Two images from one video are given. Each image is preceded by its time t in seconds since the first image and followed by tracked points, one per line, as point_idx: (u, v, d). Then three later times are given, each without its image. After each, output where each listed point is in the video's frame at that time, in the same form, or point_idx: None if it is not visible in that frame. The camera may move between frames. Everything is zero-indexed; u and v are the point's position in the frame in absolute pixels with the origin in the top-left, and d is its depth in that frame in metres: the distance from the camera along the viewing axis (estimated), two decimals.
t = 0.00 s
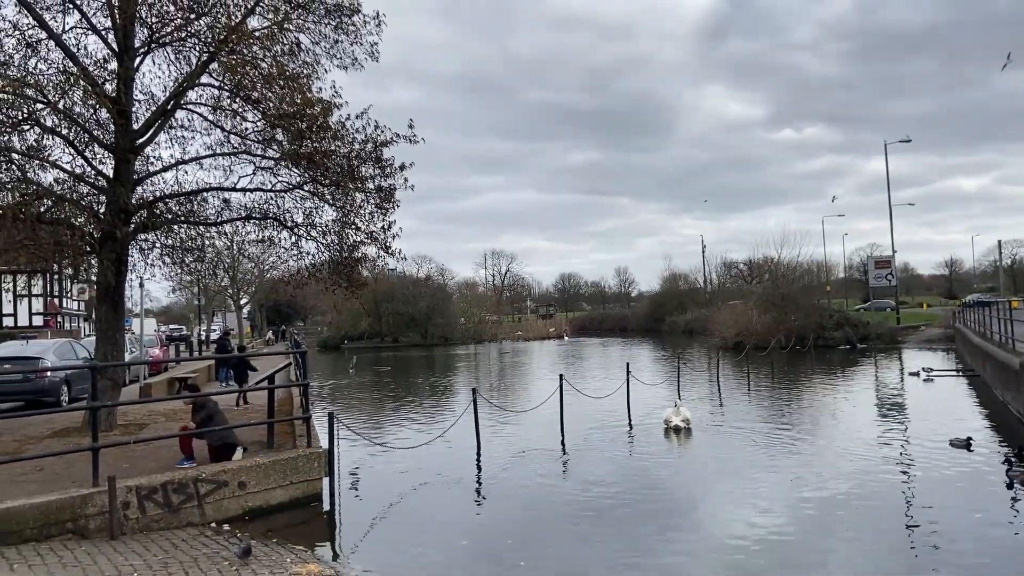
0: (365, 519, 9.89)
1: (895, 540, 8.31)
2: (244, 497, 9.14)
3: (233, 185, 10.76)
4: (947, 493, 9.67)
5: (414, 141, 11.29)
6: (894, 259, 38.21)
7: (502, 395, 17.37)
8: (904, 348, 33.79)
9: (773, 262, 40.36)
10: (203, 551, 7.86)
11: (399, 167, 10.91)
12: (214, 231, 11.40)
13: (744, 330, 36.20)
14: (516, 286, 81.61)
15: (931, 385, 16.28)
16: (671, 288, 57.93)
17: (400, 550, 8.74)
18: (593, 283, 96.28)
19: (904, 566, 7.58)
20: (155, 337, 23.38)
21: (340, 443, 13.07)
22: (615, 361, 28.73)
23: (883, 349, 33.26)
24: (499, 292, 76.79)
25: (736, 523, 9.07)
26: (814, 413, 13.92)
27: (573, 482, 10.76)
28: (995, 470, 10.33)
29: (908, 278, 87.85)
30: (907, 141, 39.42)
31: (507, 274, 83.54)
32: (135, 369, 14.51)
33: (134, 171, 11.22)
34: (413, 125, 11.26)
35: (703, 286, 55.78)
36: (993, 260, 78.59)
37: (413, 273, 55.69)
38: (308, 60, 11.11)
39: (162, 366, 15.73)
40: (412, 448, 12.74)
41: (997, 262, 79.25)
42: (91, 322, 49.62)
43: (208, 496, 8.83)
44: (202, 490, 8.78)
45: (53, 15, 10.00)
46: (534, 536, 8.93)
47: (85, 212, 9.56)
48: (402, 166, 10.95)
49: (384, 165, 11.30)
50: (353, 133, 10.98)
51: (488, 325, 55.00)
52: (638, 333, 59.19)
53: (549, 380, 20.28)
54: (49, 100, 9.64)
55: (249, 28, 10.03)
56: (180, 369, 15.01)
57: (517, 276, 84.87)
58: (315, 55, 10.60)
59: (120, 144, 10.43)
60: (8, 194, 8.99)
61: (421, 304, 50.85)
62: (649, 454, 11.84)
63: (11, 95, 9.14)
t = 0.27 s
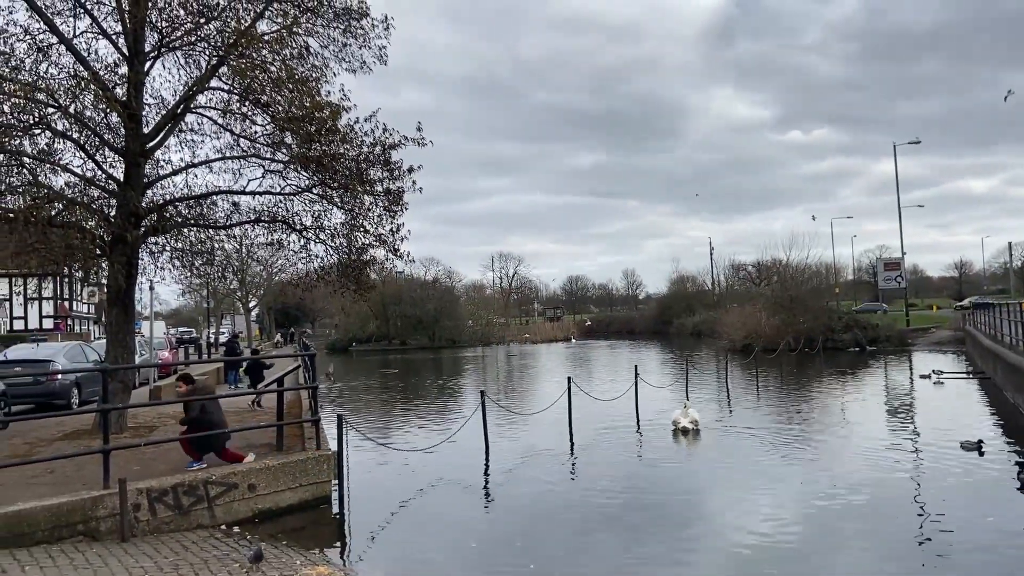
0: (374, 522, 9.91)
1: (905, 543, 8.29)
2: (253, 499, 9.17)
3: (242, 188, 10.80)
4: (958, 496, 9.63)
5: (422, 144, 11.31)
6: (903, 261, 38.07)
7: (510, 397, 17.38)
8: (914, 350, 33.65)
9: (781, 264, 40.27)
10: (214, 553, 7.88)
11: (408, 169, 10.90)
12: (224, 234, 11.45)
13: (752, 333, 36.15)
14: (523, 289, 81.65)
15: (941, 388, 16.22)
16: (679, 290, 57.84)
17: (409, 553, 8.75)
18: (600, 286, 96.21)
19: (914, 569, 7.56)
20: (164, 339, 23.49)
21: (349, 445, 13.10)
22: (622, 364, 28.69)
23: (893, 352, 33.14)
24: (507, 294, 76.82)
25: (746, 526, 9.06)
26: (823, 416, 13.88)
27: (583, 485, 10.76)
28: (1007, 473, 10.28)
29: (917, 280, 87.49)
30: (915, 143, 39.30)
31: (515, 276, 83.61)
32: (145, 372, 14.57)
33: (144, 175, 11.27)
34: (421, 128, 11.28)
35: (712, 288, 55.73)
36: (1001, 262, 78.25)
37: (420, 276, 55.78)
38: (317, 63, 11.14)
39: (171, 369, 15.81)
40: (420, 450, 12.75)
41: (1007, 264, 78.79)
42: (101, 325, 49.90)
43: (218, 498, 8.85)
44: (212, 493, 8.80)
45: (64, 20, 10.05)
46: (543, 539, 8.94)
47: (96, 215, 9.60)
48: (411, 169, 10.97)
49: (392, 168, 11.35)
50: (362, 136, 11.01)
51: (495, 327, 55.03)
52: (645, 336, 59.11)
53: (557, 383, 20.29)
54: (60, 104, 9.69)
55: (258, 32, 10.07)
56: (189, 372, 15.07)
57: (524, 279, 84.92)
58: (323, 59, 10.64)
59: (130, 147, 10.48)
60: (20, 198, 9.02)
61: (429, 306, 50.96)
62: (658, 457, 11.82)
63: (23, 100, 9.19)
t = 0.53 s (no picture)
0: (384, 525, 9.92)
1: (917, 546, 8.25)
2: (265, 502, 9.19)
3: (253, 192, 10.85)
4: (971, 498, 9.57)
5: (432, 147, 11.33)
6: (914, 263, 37.88)
7: (520, 399, 17.38)
8: (926, 352, 33.46)
9: (791, 266, 40.14)
10: (225, 555, 7.91)
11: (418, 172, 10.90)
12: (235, 237, 11.50)
13: (762, 335, 36.05)
14: (532, 291, 81.65)
15: (953, 390, 16.12)
16: (688, 292, 57.73)
17: (419, 555, 8.76)
18: (609, 288, 96.08)
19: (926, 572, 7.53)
20: (176, 342, 23.62)
21: (359, 448, 13.13)
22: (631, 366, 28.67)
23: (904, 354, 32.95)
24: (516, 297, 76.85)
25: (757, 528, 9.04)
26: (834, 418, 13.82)
27: (592, 487, 10.76)
28: (1020, 476, 10.21)
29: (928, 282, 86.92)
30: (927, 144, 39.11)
31: (523, 279, 83.63)
32: (156, 375, 14.65)
33: (156, 179, 11.33)
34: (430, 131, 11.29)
35: (721, 290, 55.59)
36: (1013, 262, 77.69)
37: (429, 278, 55.88)
38: (327, 67, 11.19)
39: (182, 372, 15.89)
40: (430, 453, 12.77)
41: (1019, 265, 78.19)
42: (113, 328, 50.24)
43: (229, 500, 8.88)
44: (224, 495, 8.83)
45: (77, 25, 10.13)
46: (553, 541, 8.94)
47: (107, 219, 9.67)
48: (420, 172, 10.99)
49: (402, 171, 11.37)
50: (371, 140, 11.03)
51: (504, 330, 55.04)
52: (655, 338, 58.99)
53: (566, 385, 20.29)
54: (72, 108, 9.76)
55: (269, 37, 10.12)
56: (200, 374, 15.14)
57: (533, 281, 84.91)
58: (333, 63, 10.68)
59: (142, 151, 10.54)
60: (33, 202, 9.09)
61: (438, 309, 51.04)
62: (668, 460, 11.80)
63: (36, 104, 9.26)
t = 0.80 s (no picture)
0: (396, 527, 9.93)
1: (931, 548, 8.20)
2: (277, 505, 9.22)
3: (264, 196, 10.90)
4: (985, 501, 9.51)
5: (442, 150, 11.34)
6: (927, 264, 37.64)
7: (530, 402, 17.38)
8: (940, 354, 33.22)
9: (803, 268, 39.99)
10: (238, 558, 7.93)
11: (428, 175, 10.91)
12: (246, 240, 11.55)
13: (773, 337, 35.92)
14: (542, 294, 81.64)
15: (967, 392, 16.01)
16: (699, 294, 57.57)
17: (431, 558, 8.77)
18: (619, 290, 95.92)
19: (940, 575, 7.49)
20: (188, 346, 23.72)
21: (371, 450, 13.16)
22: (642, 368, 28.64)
23: (918, 356, 32.74)
24: (526, 299, 76.85)
25: (769, 531, 9.02)
26: (847, 420, 13.76)
27: (604, 490, 10.75)
28: None
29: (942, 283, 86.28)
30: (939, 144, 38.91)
31: (533, 281, 83.60)
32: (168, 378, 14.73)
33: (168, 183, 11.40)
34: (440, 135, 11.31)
35: (732, 292, 55.40)
36: None
37: (439, 281, 55.97)
38: (337, 72, 11.23)
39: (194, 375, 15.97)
40: (441, 455, 12.79)
41: None
42: (126, 332, 50.57)
43: (242, 503, 8.91)
44: (237, 498, 8.86)
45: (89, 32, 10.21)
46: (565, 544, 8.94)
47: (120, 223, 9.72)
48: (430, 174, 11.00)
49: (412, 174, 11.39)
50: (382, 143, 11.06)
51: (514, 332, 55.03)
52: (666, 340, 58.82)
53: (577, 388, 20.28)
54: (86, 114, 9.84)
55: (280, 41, 10.17)
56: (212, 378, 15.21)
57: (543, 283, 84.88)
58: (343, 67, 10.72)
59: (154, 156, 10.61)
60: (47, 207, 9.14)
61: (448, 312, 51.12)
62: (679, 462, 11.78)
63: (50, 110, 9.33)
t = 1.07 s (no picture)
0: (409, 531, 9.94)
1: (946, 550, 8.15)
2: (290, 508, 9.24)
3: (276, 200, 10.94)
4: (1002, 502, 9.43)
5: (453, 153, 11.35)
6: (941, 264, 37.40)
7: (542, 405, 17.38)
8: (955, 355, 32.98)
9: (815, 269, 39.83)
10: (252, 561, 7.95)
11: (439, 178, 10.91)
12: (258, 245, 11.60)
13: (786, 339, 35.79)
14: (553, 296, 81.65)
15: (982, 393, 15.89)
16: (711, 296, 57.43)
17: (444, 561, 8.77)
18: (630, 292, 95.77)
19: None
20: (201, 350, 23.89)
21: (383, 453, 13.19)
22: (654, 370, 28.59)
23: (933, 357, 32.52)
24: (537, 302, 76.89)
25: (782, 533, 8.98)
26: (861, 422, 13.68)
27: (616, 492, 10.73)
28: None
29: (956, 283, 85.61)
30: (952, 143, 38.69)
31: (544, 284, 83.63)
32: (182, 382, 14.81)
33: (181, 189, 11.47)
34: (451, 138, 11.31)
35: (744, 294, 55.23)
36: None
37: (450, 284, 56.09)
38: (348, 76, 11.26)
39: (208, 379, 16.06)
40: (453, 458, 12.80)
41: None
42: (140, 336, 50.95)
43: (256, 506, 8.94)
44: (250, 501, 8.89)
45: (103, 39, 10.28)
46: (577, 547, 8.93)
47: (134, 229, 9.78)
48: (440, 178, 11.00)
49: (423, 177, 11.41)
50: (392, 147, 11.08)
51: (525, 334, 55.04)
52: (678, 342, 58.68)
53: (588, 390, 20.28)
54: (99, 120, 9.91)
55: (291, 46, 10.21)
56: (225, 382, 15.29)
57: (553, 286, 84.88)
58: (354, 71, 10.74)
59: (167, 161, 10.67)
60: (61, 212, 9.20)
61: (459, 314, 51.22)
62: (692, 464, 11.75)
63: (64, 116, 9.40)
